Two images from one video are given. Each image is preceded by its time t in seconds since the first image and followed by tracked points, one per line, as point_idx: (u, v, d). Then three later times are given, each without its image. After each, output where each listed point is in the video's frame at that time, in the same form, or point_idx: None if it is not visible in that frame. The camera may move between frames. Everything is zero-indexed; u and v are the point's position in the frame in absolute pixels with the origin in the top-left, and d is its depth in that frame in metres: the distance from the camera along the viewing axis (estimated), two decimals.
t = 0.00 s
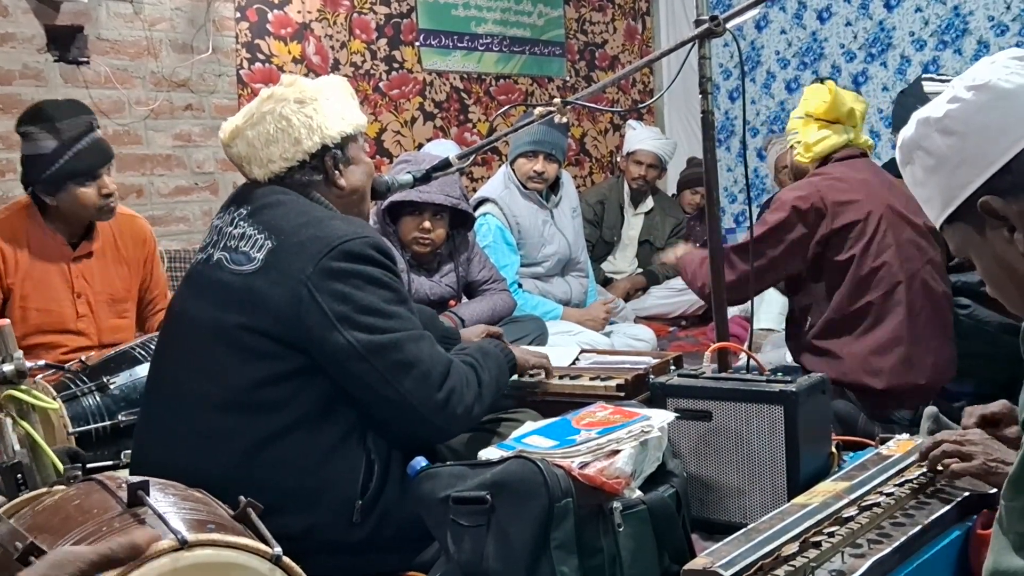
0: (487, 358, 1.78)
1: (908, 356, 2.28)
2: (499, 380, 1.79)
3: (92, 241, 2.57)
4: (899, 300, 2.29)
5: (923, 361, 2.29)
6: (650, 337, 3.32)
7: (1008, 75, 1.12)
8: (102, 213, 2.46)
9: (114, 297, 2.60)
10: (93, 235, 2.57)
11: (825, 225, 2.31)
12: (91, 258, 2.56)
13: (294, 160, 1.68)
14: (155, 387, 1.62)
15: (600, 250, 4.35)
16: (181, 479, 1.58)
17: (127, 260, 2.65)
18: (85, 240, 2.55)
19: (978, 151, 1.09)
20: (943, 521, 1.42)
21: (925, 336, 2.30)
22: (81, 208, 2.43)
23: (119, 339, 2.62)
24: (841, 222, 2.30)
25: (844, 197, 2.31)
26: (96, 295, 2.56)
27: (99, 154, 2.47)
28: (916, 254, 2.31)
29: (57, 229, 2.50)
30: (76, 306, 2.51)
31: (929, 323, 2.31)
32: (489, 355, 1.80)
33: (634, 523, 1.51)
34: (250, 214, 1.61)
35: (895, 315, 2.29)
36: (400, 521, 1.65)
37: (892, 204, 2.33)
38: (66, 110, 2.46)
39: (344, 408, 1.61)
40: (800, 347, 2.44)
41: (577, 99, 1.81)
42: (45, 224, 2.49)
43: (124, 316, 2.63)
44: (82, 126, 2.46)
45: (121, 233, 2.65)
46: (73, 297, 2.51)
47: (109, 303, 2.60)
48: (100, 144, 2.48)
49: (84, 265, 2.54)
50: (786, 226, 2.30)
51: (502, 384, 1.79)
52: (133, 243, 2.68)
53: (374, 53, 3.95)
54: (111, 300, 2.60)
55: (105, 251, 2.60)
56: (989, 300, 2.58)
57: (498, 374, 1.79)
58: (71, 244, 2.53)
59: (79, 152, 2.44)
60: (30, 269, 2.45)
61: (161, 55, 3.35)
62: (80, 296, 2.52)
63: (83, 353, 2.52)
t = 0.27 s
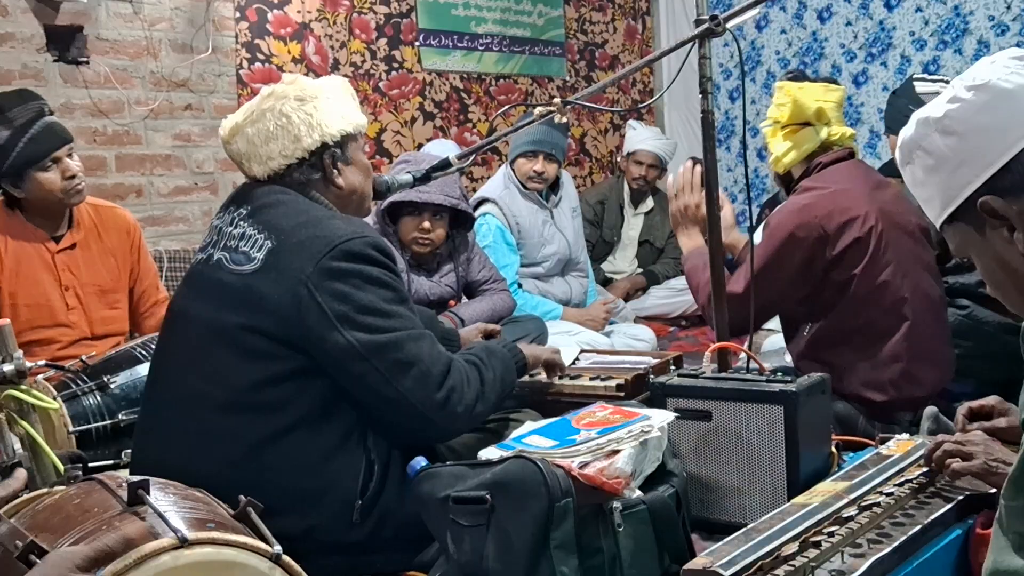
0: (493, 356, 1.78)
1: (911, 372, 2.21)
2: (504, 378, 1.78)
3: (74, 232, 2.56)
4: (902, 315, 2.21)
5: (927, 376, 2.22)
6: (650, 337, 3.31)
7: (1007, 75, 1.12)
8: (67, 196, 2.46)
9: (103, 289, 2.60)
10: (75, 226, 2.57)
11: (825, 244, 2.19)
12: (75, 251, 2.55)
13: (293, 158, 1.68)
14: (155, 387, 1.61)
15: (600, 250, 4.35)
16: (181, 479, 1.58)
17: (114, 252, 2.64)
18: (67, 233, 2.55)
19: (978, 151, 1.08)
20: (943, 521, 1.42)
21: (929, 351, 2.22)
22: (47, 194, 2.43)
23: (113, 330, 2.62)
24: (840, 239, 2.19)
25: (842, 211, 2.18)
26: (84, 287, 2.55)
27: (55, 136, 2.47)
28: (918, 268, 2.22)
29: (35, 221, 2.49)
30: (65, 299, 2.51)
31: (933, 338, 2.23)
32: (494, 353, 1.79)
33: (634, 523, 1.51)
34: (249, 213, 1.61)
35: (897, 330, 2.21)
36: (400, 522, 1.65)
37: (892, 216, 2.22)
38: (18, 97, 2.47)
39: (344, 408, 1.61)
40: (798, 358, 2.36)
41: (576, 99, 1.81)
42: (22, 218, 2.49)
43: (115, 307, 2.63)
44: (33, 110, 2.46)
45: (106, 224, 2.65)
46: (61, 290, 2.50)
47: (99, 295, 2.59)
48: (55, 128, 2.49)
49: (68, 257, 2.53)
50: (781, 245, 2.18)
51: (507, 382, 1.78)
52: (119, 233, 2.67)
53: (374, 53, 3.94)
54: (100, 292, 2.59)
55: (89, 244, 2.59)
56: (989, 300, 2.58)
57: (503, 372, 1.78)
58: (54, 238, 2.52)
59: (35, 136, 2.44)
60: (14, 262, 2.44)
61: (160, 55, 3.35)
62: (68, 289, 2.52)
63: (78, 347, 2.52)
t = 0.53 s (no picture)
0: (493, 358, 1.77)
1: (907, 376, 2.22)
2: (504, 379, 1.77)
3: (61, 231, 2.56)
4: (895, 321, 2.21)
5: (926, 380, 2.22)
6: (650, 336, 3.31)
7: (1006, 75, 1.12)
8: (42, 186, 2.45)
9: (95, 287, 2.60)
10: (61, 225, 2.57)
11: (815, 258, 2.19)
12: (62, 250, 2.55)
13: (293, 158, 1.68)
14: (155, 387, 1.62)
15: (600, 250, 4.35)
16: (182, 479, 1.58)
17: (104, 251, 2.65)
18: (54, 233, 2.55)
19: (977, 151, 1.08)
20: (941, 521, 1.42)
21: (925, 354, 2.22)
22: (21, 186, 2.43)
23: (107, 327, 2.62)
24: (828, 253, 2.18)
25: (828, 224, 2.18)
26: (76, 285, 2.56)
27: (21, 130, 2.45)
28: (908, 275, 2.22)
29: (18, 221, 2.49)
30: (56, 298, 2.51)
31: (928, 341, 2.23)
32: (494, 355, 1.79)
33: (633, 522, 1.51)
34: (249, 213, 1.61)
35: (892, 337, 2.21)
36: (400, 521, 1.65)
37: (878, 224, 2.22)
38: None
39: (344, 408, 1.61)
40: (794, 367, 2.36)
41: (576, 99, 1.81)
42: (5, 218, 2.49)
43: (109, 305, 2.63)
44: None
45: (94, 222, 2.65)
46: (52, 289, 2.51)
47: (91, 293, 2.60)
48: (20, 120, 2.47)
49: (57, 257, 2.53)
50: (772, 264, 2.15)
51: (507, 384, 1.77)
52: (109, 232, 2.68)
53: (374, 53, 3.95)
54: (93, 290, 2.60)
55: (77, 243, 2.59)
56: (988, 300, 2.58)
57: (504, 373, 1.77)
58: (42, 238, 2.52)
59: None
60: (6, 261, 2.44)
61: (160, 55, 3.35)
62: (58, 289, 2.52)
63: (74, 345, 2.53)
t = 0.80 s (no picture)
0: (491, 360, 1.77)
1: (906, 374, 2.22)
2: (503, 381, 1.77)
3: (50, 230, 2.56)
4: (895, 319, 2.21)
5: (924, 378, 2.23)
6: (650, 336, 3.31)
7: (1005, 75, 1.12)
8: (21, 181, 2.42)
9: (85, 286, 2.60)
10: (49, 223, 2.56)
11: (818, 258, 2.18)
12: (52, 249, 2.55)
13: (292, 157, 1.68)
14: (155, 386, 1.62)
15: (599, 250, 4.35)
16: (181, 478, 1.58)
17: (95, 250, 2.64)
18: (44, 232, 2.55)
19: (976, 151, 1.08)
20: (942, 521, 1.42)
21: (923, 352, 2.23)
22: (1, 182, 2.41)
23: (98, 326, 2.61)
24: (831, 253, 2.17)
25: (830, 224, 2.17)
26: (66, 284, 2.56)
27: None
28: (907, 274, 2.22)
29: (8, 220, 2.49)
30: (47, 296, 2.51)
31: (927, 339, 2.23)
32: (492, 358, 1.79)
33: (632, 521, 1.51)
34: (248, 213, 1.61)
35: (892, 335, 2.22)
36: (400, 521, 1.65)
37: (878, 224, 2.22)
38: None
39: (343, 407, 1.61)
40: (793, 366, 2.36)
41: (576, 98, 1.81)
42: None
43: (100, 304, 2.63)
44: None
45: (83, 221, 2.64)
46: (42, 287, 2.51)
47: (81, 292, 2.60)
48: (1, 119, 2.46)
49: (47, 256, 2.53)
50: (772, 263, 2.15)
51: (506, 385, 1.77)
52: (99, 231, 2.67)
53: (374, 52, 3.94)
54: (82, 289, 2.60)
55: (68, 241, 2.59)
56: (988, 299, 2.58)
57: (504, 377, 1.77)
58: (31, 237, 2.52)
59: None
60: None
61: (160, 54, 3.35)
62: (49, 287, 2.52)
63: (67, 342, 2.54)
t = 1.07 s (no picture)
0: (489, 362, 1.78)
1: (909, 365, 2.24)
2: (501, 383, 1.78)
3: (53, 229, 2.57)
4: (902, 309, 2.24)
5: (924, 371, 2.25)
6: (650, 335, 3.32)
7: (1004, 74, 1.13)
8: (25, 178, 2.44)
9: (87, 285, 2.61)
10: (54, 222, 2.58)
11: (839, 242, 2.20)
12: (55, 248, 2.56)
13: (292, 157, 1.69)
14: (156, 385, 1.62)
15: (599, 249, 4.36)
16: (183, 477, 1.58)
17: (97, 250, 2.64)
18: (48, 231, 2.56)
19: (976, 151, 1.09)
20: (941, 520, 1.42)
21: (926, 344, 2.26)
22: (4, 180, 2.42)
23: (99, 325, 2.61)
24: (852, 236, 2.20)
25: (852, 209, 2.21)
26: (68, 283, 2.57)
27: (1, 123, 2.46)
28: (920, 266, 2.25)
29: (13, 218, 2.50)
30: (48, 295, 2.52)
31: (930, 332, 2.27)
32: (491, 360, 1.79)
33: (632, 520, 1.51)
34: (249, 212, 1.62)
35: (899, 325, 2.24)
36: (400, 520, 1.65)
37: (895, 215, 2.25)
38: None
39: (343, 407, 1.61)
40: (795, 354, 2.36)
41: (576, 98, 1.81)
42: None
43: (101, 304, 2.63)
44: None
45: (86, 221, 2.65)
46: (44, 285, 2.52)
47: (83, 291, 2.60)
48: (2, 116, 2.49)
49: (49, 255, 2.54)
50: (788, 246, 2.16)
51: (503, 386, 1.78)
52: (102, 232, 2.67)
53: (374, 52, 3.95)
54: (84, 288, 2.60)
55: (70, 240, 2.59)
56: (987, 299, 2.59)
57: (501, 378, 1.78)
58: (34, 236, 2.53)
59: None
60: None
61: (160, 54, 3.35)
62: (51, 285, 2.53)
63: (68, 341, 2.54)
